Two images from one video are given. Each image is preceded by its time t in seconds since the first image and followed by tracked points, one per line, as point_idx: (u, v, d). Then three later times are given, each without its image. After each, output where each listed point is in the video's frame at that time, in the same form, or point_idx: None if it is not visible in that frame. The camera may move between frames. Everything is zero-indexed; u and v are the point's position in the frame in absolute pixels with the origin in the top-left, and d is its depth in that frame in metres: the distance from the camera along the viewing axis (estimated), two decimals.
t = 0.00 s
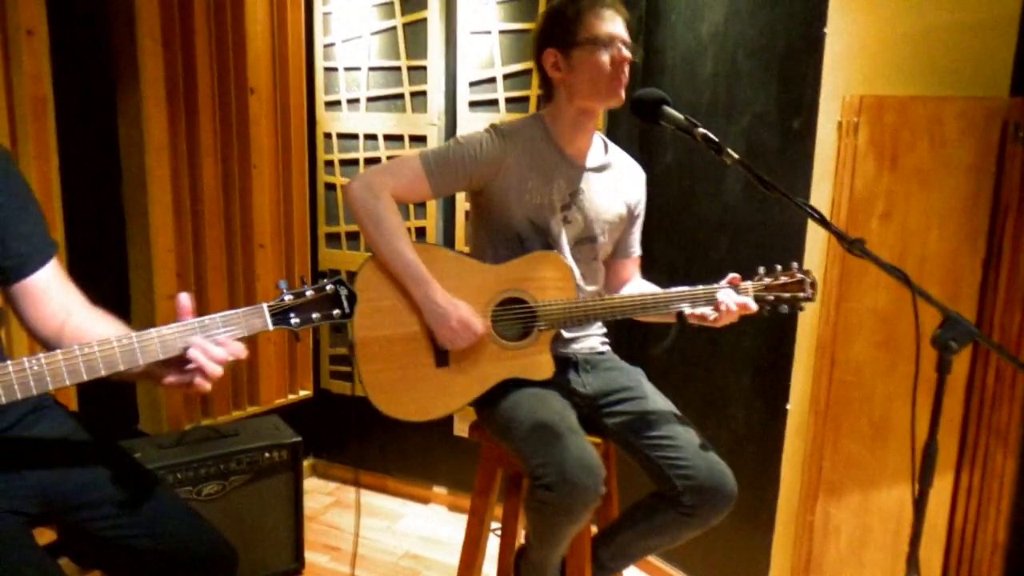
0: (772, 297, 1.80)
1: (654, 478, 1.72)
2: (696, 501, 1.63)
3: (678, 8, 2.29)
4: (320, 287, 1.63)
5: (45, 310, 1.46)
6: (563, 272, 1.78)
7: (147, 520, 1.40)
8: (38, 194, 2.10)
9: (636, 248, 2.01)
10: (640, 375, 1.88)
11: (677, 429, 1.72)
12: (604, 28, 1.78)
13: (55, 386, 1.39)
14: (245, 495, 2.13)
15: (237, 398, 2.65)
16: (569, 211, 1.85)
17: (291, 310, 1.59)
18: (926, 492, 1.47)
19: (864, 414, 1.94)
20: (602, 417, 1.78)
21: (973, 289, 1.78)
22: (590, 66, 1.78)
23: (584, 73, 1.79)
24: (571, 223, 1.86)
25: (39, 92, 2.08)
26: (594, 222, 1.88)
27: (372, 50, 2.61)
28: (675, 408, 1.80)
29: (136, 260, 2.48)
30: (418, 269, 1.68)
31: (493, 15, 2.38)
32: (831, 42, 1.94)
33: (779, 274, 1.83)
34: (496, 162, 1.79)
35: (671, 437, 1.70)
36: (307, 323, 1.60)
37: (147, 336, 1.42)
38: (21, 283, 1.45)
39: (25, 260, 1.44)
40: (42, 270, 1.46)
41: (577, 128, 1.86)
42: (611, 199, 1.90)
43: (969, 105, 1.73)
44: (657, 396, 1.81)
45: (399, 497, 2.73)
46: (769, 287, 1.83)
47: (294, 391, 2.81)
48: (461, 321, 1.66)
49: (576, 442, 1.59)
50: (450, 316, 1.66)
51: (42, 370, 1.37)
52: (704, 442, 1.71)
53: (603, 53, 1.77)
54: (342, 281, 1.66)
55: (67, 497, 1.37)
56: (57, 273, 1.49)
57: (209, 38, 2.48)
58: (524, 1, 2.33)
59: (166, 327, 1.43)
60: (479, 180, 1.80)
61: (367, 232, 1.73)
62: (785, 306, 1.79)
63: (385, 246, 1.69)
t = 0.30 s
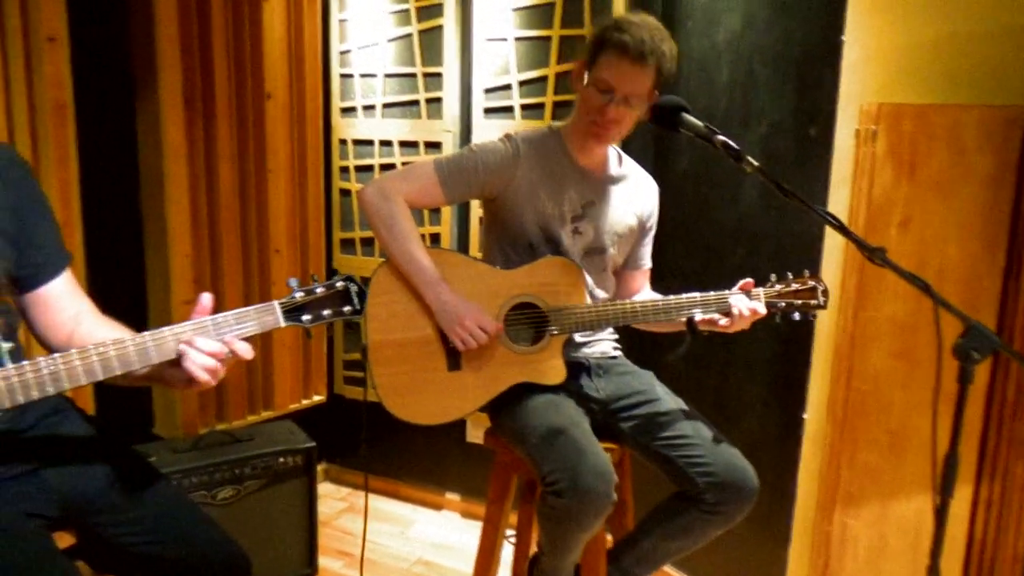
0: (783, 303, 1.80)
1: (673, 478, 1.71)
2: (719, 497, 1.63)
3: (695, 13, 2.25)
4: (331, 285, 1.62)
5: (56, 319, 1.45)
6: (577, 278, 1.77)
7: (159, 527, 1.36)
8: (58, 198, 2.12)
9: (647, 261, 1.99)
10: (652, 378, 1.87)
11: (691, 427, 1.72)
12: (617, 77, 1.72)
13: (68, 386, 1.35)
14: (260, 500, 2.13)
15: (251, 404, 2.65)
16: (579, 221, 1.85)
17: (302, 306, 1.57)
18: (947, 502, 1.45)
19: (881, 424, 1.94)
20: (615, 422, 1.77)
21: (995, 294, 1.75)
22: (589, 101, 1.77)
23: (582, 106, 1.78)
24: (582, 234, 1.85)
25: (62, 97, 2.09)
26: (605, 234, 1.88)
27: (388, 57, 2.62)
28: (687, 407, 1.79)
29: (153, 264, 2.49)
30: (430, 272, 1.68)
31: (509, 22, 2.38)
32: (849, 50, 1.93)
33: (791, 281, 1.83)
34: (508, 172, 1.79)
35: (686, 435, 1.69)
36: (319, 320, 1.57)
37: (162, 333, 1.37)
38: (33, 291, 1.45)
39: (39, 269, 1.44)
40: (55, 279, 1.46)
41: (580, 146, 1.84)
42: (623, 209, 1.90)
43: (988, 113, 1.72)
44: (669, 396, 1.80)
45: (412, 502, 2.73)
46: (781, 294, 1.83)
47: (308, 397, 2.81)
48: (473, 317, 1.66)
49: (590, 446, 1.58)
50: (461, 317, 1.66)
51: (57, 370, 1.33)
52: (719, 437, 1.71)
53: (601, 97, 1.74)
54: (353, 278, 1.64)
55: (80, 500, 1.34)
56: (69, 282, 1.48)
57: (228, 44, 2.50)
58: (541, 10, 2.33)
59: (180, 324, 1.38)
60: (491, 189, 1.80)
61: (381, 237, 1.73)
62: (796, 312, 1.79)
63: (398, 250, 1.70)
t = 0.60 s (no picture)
0: (815, 312, 1.79)
1: (701, 491, 1.69)
2: (745, 514, 1.61)
3: (723, 19, 2.12)
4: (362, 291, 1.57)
5: (85, 325, 1.43)
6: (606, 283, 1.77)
7: (195, 527, 1.36)
8: (92, 204, 2.15)
9: (672, 269, 1.98)
10: (680, 386, 1.85)
11: (720, 440, 1.70)
12: (657, 107, 1.73)
13: (103, 390, 1.28)
14: (287, 503, 2.14)
15: (279, 407, 2.74)
16: (607, 228, 1.84)
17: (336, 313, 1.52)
18: (984, 515, 1.42)
19: (917, 433, 1.96)
20: (644, 430, 1.75)
21: None
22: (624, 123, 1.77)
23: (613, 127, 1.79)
24: (608, 241, 1.85)
25: (96, 104, 2.13)
26: (631, 241, 1.87)
27: (416, 62, 2.62)
28: (715, 417, 1.78)
29: (182, 268, 2.51)
30: (461, 274, 1.69)
31: (536, 27, 2.37)
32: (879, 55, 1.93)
33: (822, 291, 1.83)
34: (537, 179, 1.79)
35: (715, 449, 1.67)
36: (351, 327, 1.53)
37: (200, 337, 1.34)
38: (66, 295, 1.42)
39: (75, 273, 1.42)
40: (87, 285, 1.43)
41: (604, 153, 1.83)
42: (651, 215, 1.89)
43: None
44: (697, 407, 1.79)
45: (438, 506, 2.73)
46: (812, 302, 1.82)
47: (334, 399, 2.91)
48: (503, 319, 1.67)
49: (619, 453, 1.58)
50: (492, 318, 1.66)
51: (99, 372, 1.27)
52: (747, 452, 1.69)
53: (636, 123, 1.75)
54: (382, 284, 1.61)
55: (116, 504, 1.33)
56: (102, 287, 1.46)
57: (259, 51, 2.55)
58: (569, 15, 2.33)
59: (219, 329, 1.35)
60: (520, 196, 1.80)
61: (411, 240, 1.73)
62: (828, 322, 1.78)
63: (429, 253, 1.70)
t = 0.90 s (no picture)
0: (853, 321, 1.74)
1: (737, 500, 1.68)
2: (783, 524, 1.59)
3: (760, 23, 2.09)
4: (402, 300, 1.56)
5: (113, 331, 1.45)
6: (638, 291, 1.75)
7: (231, 527, 1.38)
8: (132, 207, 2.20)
9: (710, 272, 1.93)
10: (716, 395, 1.84)
11: (756, 450, 1.68)
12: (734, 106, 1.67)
13: (144, 394, 1.28)
14: (317, 505, 2.15)
15: (311, 408, 2.79)
16: (639, 232, 1.81)
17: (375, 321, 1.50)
18: None
19: (956, 443, 1.95)
20: (677, 439, 1.74)
21: None
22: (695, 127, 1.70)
23: (685, 133, 1.72)
24: (640, 245, 1.81)
25: (136, 109, 2.17)
26: (665, 245, 1.84)
27: (448, 67, 2.63)
28: (751, 427, 1.76)
29: (218, 270, 2.55)
30: (489, 284, 1.68)
31: (568, 32, 2.36)
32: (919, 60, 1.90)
33: (861, 299, 1.78)
34: (566, 183, 1.77)
35: (752, 458, 1.66)
36: (390, 337, 1.51)
37: (242, 344, 1.34)
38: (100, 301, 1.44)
39: (116, 280, 1.45)
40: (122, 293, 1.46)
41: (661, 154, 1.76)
42: (685, 218, 1.85)
43: None
44: (733, 416, 1.77)
45: (467, 511, 2.73)
46: (851, 311, 1.76)
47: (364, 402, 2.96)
48: (526, 334, 1.65)
49: (652, 464, 1.56)
50: (518, 330, 1.65)
51: (146, 375, 1.27)
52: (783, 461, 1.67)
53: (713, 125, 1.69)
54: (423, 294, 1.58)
55: (158, 499, 1.36)
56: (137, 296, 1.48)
57: (294, 56, 2.58)
58: (601, 20, 2.32)
59: (260, 336, 1.36)
60: (550, 201, 1.79)
61: (442, 248, 1.74)
62: (867, 331, 1.72)
63: (458, 262, 1.71)
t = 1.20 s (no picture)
0: (903, 336, 1.71)
1: (773, 506, 1.66)
2: (822, 531, 1.57)
3: (795, 25, 2.08)
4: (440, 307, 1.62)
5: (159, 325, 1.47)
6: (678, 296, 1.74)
7: (266, 525, 1.39)
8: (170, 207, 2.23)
9: (749, 272, 1.92)
10: (751, 399, 1.81)
11: (792, 457, 1.65)
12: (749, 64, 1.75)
13: (189, 395, 1.30)
14: (348, 505, 2.16)
15: (342, 409, 2.80)
16: (684, 232, 1.80)
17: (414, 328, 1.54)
18: None
19: (999, 452, 1.93)
20: (713, 444, 1.73)
21: None
22: (733, 100, 1.75)
23: (727, 107, 1.75)
24: (686, 246, 1.81)
25: (175, 111, 2.20)
26: (710, 245, 1.83)
27: (480, 69, 2.64)
28: (787, 432, 1.73)
29: (252, 270, 2.58)
30: (530, 285, 1.68)
31: (600, 34, 2.35)
32: (960, 61, 1.86)
33: (910, 313, 1.76)
34: (612, 181, 1.76)
35: (788, 464, 1.64)
36: (428, 341, 1.55)
37: (284, 348, 1.36)
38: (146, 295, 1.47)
39: (160, 277, 1.48)
40: (166, 287, 1.48)
41: (701, 147, 1.81)
42: (728, 218, 1.84)
43: None
44: (769, 420, 1.74)
45: (496, 512, 2.74)
46: (899, 325, 1.75)
47: (394, 403, 2.97)
48: (574, 328, 1.66)
49: (688, 470, 1.55)
50: (563, 329, 1.65)
51: (190, 377, 1.29)
52: (820, 469, 1.64)
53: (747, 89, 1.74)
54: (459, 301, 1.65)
55: (199, 500, 1.37)
56: (180, 291, 1.51)
57: (328, 58, 2.61)
58: (633, 23, 2.30)
59: (302, 339, 1.38)
60: (594, 201, 1.78)
61: (482, 249, 1.74)
62: (916, 347, 1.71)
63: (499, 262, 1.71)
